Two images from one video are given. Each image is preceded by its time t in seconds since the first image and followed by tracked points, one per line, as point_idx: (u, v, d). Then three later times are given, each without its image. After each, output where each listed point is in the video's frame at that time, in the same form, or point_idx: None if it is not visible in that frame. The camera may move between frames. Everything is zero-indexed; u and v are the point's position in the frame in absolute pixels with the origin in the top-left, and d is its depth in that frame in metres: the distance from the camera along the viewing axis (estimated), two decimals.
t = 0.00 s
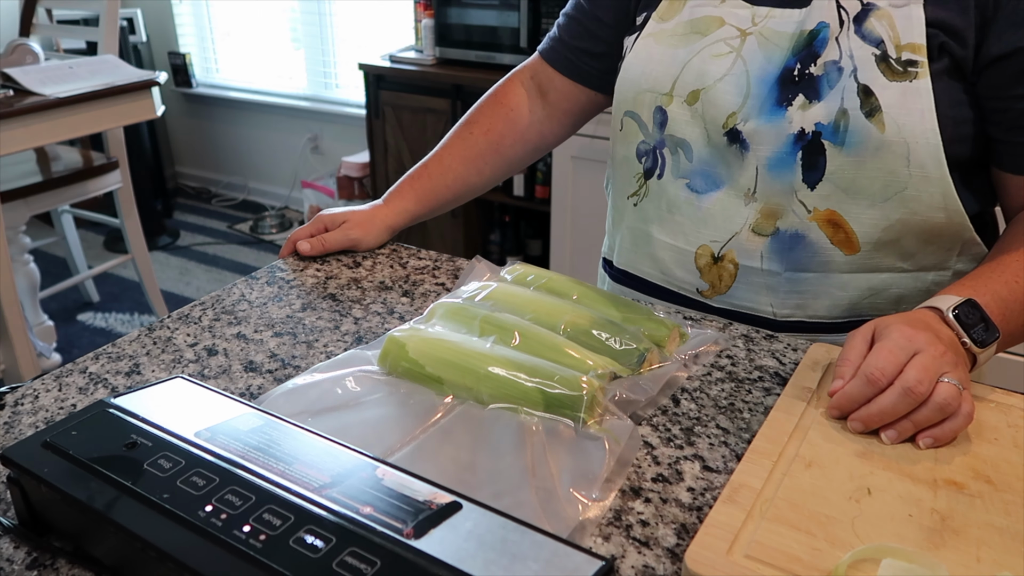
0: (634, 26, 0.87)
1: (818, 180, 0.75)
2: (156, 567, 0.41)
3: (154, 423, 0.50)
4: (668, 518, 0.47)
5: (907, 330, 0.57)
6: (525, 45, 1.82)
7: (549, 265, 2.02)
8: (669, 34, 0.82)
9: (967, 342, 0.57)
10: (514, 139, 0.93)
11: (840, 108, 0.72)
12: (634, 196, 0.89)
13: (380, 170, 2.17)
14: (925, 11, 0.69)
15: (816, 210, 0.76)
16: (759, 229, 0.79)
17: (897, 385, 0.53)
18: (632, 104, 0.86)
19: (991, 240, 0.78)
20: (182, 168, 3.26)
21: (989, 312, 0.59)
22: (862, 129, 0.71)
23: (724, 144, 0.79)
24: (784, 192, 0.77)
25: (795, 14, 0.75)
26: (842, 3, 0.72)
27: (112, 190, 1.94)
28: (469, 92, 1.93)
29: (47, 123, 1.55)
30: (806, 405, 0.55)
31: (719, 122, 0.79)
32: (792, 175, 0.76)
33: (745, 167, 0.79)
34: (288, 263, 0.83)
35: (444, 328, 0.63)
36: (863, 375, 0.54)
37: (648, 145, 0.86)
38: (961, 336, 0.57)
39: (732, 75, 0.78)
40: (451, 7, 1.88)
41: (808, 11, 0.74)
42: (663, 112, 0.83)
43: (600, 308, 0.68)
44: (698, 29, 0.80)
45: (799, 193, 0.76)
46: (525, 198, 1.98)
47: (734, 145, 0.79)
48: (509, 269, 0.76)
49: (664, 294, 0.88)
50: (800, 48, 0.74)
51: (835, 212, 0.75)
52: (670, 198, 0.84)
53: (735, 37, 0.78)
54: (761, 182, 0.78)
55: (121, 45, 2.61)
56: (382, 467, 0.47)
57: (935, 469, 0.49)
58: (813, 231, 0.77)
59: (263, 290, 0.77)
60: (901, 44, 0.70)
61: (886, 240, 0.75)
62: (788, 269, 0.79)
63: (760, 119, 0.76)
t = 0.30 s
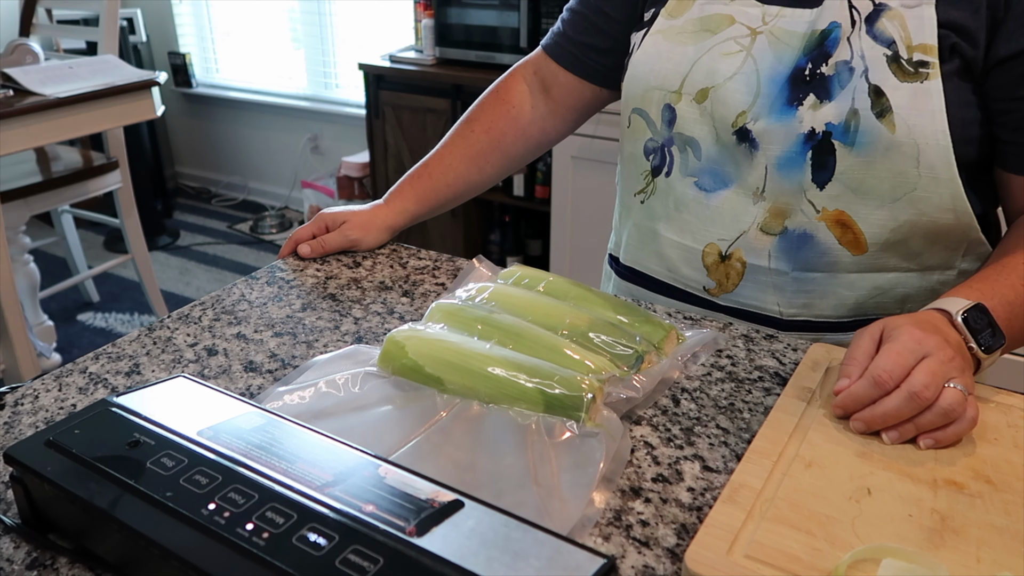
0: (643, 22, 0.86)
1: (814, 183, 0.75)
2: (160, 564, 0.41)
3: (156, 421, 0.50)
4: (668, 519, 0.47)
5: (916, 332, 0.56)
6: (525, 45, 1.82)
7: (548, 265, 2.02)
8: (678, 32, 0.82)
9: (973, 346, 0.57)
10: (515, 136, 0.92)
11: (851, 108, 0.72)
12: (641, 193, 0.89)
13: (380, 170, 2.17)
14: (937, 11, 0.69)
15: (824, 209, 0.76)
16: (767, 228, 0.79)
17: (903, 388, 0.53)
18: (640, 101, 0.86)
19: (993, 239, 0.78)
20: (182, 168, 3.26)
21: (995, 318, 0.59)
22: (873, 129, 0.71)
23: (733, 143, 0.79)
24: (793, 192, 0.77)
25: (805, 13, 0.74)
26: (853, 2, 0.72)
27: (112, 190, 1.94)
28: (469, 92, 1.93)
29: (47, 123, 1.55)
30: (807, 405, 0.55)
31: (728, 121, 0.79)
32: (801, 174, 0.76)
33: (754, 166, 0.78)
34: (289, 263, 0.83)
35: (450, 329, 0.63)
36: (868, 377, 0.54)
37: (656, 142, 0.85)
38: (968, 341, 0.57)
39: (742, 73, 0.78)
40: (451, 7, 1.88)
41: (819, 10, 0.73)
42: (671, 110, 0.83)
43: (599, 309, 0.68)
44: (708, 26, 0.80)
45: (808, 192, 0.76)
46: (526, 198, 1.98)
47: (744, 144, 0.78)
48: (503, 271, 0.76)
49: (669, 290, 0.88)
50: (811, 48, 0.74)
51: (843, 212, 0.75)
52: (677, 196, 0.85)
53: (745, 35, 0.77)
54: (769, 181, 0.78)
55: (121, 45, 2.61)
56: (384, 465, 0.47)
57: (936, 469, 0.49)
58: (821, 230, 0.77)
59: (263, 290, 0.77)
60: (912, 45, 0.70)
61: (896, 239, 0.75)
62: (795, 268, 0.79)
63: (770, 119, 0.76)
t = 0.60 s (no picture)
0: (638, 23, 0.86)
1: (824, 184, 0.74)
2: (162, 564, 0.41)
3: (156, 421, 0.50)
4: (668, 518, 0.47)
5: (913, 330, 0.56)
6: (525, 45, 1.82)
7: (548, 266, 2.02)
8: (673, 32, 0.82)
9: (971, 345, 0.57)
10: (513, 136, 0.92)
11: (844, 109, 0.72)
12: (636, 194, 0.89)
13: (380, 170, 2.17)
14: (932, 12, 0.69)
15: (818, 211, 0.76)
16: (762, 229, 0.79)
17: (902, 386, 0.53)
18: (634, 102, 0.85)
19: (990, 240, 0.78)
20: (182, 168, 3.26)
21: (992, 315, 0.59)
22: (867, 130, 0.71)
23: (728, 144, 0.79)
24: (788, 193, 0.77)
25: (799, 15, 0.74)
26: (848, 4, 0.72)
27: (112, 190, 1.94)
28: (469, 92, 1.93)
29: (47, 123, 1.55)
30: (806, 405, 0.55)
31: (723, 122, 0.79)
32: (795, 176, 0.76)
33: (749, 167, 0.79)
34: (288, 263, 0.83)
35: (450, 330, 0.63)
36: (868, 375, 0.54)
37: (651, 143, 0.85)
38: (964, 339, 0.57)
39: (736, 74, 0.78)
40: (451, 7, 1.88)
41: (813, 12, 0.74)
42: (666, 111, 0.83)
43: (598, 309, 0.68)
44: (703, 27, 0.80)
45: (802, 194, 0.76)
46: (525, 198, 1.98)
47: (738, 145, 0.78)
48: (503, 270, 0.76)
49: (665, 290, 0.88)
50: (805, 49, 0.74)
51: (838, 214, 0.75)
52: (673, 197, 0.84)
53: (740, 37, 0.78)
54: (764, 182, 0.78)
55: (121, 45, 2.61)
56: (385, 464, 0.47)
57: (935, 469, 0.49)
58: (816, 232, 0.77)
59: (263, 290, 0.77)
60: (906, 45, 0.70)
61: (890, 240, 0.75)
62: (789, 270, 0.79)
63: (764, 120, 0.76)
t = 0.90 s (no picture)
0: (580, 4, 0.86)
1: (769, 165, 0.74)
2: (162, 564, 0.41)
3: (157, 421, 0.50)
4: (668, 519, 0.47)
5: (880, 326, 0.58)
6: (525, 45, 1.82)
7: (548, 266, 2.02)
8: (609, 11, 0.81)
9: (948, 328, 0.59)
10: (474, 126, 0.93)
11: (768, 84, 0.72)
12: (577, 174, 0.90)
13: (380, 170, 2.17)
14: None
15: (744, 186, 0.76)
16: (688, 208, 0.79)
17: (877, 376, 0.54)
18: (572, 82, 0.86)
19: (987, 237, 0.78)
20: (182, 168, 3.26)
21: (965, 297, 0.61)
22: (789, 105, 0.71)
23: (654, 122, 0.79)
24: (714, 169, 0.77)
25: None
26: None
27: (112, 190, 1.94)
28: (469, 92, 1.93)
29: (47, 123, 1.55)
30: (806, 405, 0.55)
31: (651, 100, 0.78)
32: (720, 152, 0.76)
33: (676, 145, 0.78)
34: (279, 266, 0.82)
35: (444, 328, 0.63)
36: (843, 374, 0.55)
37: (586, 123, 0.86)
38: (941, 326, 0.59)
39: (665, 51, 0.77)
40: (451, 7, 1.89)
41: None
42: (598, 90, 0.83)
43: (597, 309, 0.68)
44: (634, 6, 0.79)
45: (728, 170, 0.76)
46: (525, 198, 1.98)
47: (665, 123, 0.78)
48: (503, 271, 0.76)
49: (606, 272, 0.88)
50: (730, 24, 0.73)
51: (763, 188, 0.75)
52: (606, 175, 0.85)
53: (669, 13, 0.77)
54: (690, 160, 0.78)
55: (121, 45, 2.60)
56: (385, 464, 0.47)
57: (935, 469, 0.49)
58: (742, 207, 0.77)
59: (263, 290, 0.77)
60: (833, 20, 0.69)
61: (814, 215, 0.75)
62: (717, 246, 0.78)
63: (690, 96, 0.76)
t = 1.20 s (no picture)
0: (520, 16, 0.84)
1: (707, 169, 0.74)
2: (163, 563, 0.41)
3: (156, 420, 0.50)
4: (668, 519, 0.47)
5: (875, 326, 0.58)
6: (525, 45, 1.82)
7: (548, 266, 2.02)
8: (544, 27, 0.79)
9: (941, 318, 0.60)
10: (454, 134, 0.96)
11: (700, 94, 0.70)
12: (527, 188, 0.87)
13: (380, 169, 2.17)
14: None
15: (689, 193, 0.76)
16: (640, 216, 0.78)
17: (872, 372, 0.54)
18: (516, 97, 0.83)
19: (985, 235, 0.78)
20: (182, 168, 3.26)
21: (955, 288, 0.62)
22: (723, 113, 0.70)
23: (599, 135, 0.77)
24: (659, 178, 0.76)
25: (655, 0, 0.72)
26: None
27: (112, 190, 1.94)
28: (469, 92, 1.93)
29: (47, 123, 1.55)
30: (806, 405, 0.55)
31: (593, 113, 0.77)
32: (664, 162, 0.75)
33: (622, 156, 0.77)
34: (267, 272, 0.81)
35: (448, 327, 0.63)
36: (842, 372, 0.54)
37: (533, 137, 0.83)
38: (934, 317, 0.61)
39: (601, 65, 0.75)
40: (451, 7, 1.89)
41: None
42: (542, 105, 0.80)
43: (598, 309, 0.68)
44: (570, 21, 0.77)
45: (672, 177, 0.75)
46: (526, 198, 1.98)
47: (609, 136, 0.77)
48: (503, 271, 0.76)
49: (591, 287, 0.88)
50: (659, 37, 0.72)
51: (708, 193, 0.76)
52: (556, 190, 0.82)
53: (605, 27, 0.74)
54: (637, 170, 0.76)
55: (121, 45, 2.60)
56: (385, 464, 0.47)
57: (934, 469, 0.49)
58: (691, 212, 0.77)
59: (263, 290, 0.77)
60: (756, 25, 0.68)
61: (757, 210, 0.77)
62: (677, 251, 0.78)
63: (628, 109, 0.74)
